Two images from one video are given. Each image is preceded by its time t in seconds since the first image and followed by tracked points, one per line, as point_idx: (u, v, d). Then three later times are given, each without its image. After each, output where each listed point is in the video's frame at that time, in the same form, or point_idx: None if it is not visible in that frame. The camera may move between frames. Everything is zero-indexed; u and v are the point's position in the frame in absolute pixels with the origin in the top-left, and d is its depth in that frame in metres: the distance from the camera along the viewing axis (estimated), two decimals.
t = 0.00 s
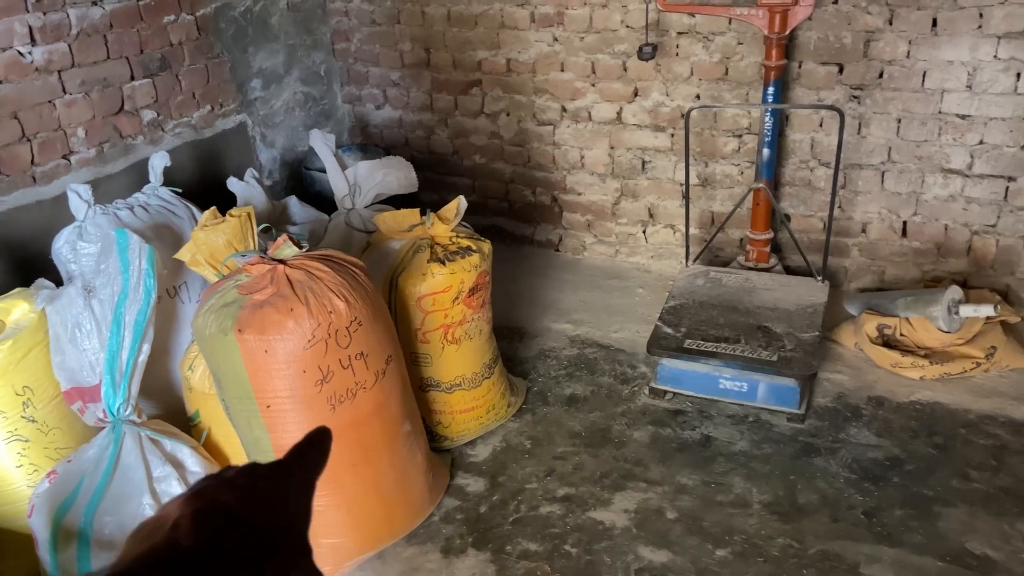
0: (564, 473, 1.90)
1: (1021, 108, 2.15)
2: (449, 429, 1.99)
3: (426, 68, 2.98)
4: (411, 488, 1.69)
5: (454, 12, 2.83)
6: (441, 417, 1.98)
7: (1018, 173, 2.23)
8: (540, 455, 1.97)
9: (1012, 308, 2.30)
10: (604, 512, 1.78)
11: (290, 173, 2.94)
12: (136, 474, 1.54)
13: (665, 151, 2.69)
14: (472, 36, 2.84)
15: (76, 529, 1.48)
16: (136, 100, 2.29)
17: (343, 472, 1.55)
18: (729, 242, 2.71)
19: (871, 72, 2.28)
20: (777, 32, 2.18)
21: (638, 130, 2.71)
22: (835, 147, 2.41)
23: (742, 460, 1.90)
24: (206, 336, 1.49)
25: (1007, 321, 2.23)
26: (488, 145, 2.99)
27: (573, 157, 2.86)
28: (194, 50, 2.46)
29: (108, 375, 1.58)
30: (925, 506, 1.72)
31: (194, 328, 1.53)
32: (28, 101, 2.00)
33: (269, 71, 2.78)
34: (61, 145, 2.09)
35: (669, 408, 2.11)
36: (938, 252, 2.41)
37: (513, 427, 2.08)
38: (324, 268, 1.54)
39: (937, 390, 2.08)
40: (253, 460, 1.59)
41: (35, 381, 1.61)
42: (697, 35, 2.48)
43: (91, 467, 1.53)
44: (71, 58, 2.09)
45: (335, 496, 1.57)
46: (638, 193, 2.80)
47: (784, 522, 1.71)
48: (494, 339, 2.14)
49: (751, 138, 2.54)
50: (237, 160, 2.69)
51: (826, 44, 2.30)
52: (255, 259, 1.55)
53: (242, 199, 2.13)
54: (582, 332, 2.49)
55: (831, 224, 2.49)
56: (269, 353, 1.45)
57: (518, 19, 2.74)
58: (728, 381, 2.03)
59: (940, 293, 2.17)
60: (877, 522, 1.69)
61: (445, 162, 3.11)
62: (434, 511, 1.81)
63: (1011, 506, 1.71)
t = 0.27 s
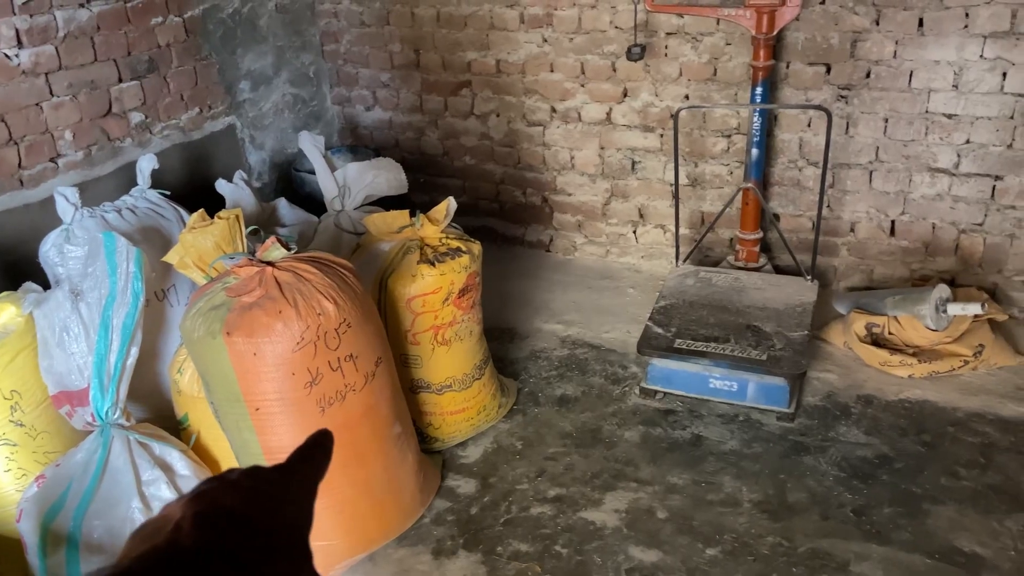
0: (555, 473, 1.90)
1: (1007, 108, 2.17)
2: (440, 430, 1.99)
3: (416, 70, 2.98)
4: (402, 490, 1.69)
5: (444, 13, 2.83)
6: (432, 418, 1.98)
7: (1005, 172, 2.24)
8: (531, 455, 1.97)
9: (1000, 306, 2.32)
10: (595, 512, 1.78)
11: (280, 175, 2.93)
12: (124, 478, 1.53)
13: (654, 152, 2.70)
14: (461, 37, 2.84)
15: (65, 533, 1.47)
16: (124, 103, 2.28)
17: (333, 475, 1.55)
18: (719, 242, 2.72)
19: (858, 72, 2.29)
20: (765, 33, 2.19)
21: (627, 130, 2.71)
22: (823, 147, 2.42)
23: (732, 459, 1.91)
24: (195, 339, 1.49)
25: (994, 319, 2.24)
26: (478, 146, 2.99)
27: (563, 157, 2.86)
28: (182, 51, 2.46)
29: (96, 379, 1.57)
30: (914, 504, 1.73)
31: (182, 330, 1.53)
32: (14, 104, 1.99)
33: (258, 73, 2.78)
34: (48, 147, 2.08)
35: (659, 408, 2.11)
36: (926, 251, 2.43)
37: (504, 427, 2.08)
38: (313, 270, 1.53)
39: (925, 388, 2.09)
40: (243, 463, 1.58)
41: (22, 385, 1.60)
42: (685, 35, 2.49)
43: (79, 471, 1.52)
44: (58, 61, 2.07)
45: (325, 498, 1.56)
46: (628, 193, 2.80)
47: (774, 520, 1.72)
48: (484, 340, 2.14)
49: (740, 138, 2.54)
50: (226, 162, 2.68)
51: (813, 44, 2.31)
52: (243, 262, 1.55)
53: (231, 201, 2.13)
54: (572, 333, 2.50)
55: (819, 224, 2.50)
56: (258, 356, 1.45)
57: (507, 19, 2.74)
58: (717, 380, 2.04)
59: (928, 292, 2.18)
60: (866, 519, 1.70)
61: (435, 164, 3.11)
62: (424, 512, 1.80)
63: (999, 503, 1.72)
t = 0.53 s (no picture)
0: (547, 473, 1.90)
1: (998, 108, 2.18)
2: (433, 430, 1.99)
3: (409, 69, 2.97)
4: (394, 490, 1.69)
5: (436, 12, 2.83)
6: (424, 419, 1.98)
7: (995, 172, 2.25)
8: (523, 456, 1.97)
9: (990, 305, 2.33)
10: (587, 512, 1.78)
11: (272, 175, 2.92)
12: (115, 479, 1.53)
13: (647, 152, 2.70)
14: (454, 37, 2.84)
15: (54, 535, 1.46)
16: (115, 103, 2.27)
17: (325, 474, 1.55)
18: (711, 242, 2.73)
19: (850, 72, 2.30)
20: (757, 33, 2.19)
21: (620, 130, 2.71)
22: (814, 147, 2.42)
23: (724, 458, 1.91)
24: (185, 339, 1.48)
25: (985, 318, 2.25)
26: (471, 146, 2.99)
27: (556, 157, 2.86)
28: (173, 51, 2.45)
29: (85, 380, 1.57)
30: (905, 503, 1.74)
31: (172, 331, 1.52)
32: (4, 104, 1.98)
33: (250, 73, 2.77)
34: (38, 147, 2.07)
35: (652, 408, 2.11)
36: (917, 250, 2.44)
37: (496, 428, 2.08)
38: (304, 270, 1.53)
39: (917, 387, 2.10)
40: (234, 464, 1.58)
41: (12, 386, 1.60)
42: (678, 36, 2.49)
43: (69, 473, 1.51)
44: (48, 61, 2.06)
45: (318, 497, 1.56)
46: (621, 193, 2.81)
47: (765, 520, 1.72)
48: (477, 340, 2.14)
49: (732, 138, 2.55)
50: (217, 162, 2.68)
51: (805, 44, 2.32)
52: (233, 262, 1.54)
53: (223, 201, 2.12)
54: (565, 333, 2.50)
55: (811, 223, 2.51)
56: (248, 356, 1.44)
57: (500, 19, 2.74)
58: (710, 380, 2.04)
59: (919, 291, 2.19)
60: (857, 519, 1.71)
61: (428, 164, 3.11)
62: (417, 513, 1.80)
63: (990, 502, 1.73)
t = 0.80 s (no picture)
0: (546, 473, 1.90)
1: (1000, 111, 2.17)
2: (432, 429, 1.99)
3: (411, 68, 2.97)
4: (393, 486, 1.70)
5: (439, 11, 2.83)
6: (424, 417, 1.98)
7: (997, 175, 2.25)
8: (522, 455, 1.97)
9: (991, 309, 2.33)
10: (585, 512, 1.78)
11: (274, 172, 2.92)
12: (114, 475, 1.52)
13: (649, 152, 2.70)
14: (457, 36, 2.84)
15: (53, 529, 1.48)
16: (117, 99, 2.27)
17: (325, 470, 1.56)
18: (712, 243, 2.73)
19: (852, 74, 2.30)
20: (759, 34, 2.19)
21: (622, 131, 2.71)
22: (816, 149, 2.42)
23: (723, 459, 1.91)
24: (185, 336, 1.48)
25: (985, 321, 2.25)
26: (473, 145, 2.99)
27: (557, 157, 2.86)
28: (176, 48, 2.45)
29: (85, 375, 1.56)
30: (903, 505, 1.74)
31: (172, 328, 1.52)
32: (6, 99, 1.98)
33: (253, 70, 2.77)
34: (41, 143, 2.08)
35: (651, 408, 2.11)
36: (918, 253, 2.43)
37: (496, 426, 2.08)
38: (304, 267, 1.53)
39: (916, 390, 2.10)
40: (233, 461, 1.58)
41: (12, 382, 1.60)
42: (680, 36, 2.49)
43: (68, 467, 1.51)
44: (51, 56, 2.07)
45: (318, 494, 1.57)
46: (622, 193, 2.81)
47: (763, 521, 1.72)
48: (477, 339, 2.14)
49: (734, 139, 2.55)
50: (219, 159, 2.68)
51: (807, 46, 2.32)
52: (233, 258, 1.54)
53: (224, 198, 2.12)
54: (565, 332, 2.50)
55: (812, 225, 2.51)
56: (248, 354, 1.45)
57: (503, 18, 2.74)
58: (709, 381, 2.04)
59: (919, 294, 2.19)
60: (855, 520, 1.71)
61: (430, 162, 3.11)
62: (415, 511, 1.80)
63: (988, 505, 1.73)
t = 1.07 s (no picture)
0: (558, 470, 1.90)
1: None
2: (444, 423, 1.99)
3: (431, 62, 2.97)
4: (405, 481, 1.69)
5: (460, 5, 2.83)
6: (437, 411, 1.98)
7: (1021, 180, 2.22)
8: (534, 451, 1.97)
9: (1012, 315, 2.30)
10: (597, 510, 1.78)
11: (292, 164, 2.93)
12: (130, 462, 1.53)
13: (668, 151, 2.69)
14: (477, 30, 2.83)
15: (68, 514, 1.49)
16: (139, 88, 2.29)
17: (337, 463, 1.56)
18: (730, 243, 2.71)
19: (875, 75, 2.27)
20: (782, 34, 2.17)
21: (641, 128, 2.70)
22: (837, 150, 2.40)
23: (736, 461, 1.90)
24: (201, 325, 1.49)
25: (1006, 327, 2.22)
26: (491, 140, 2.99)
27: (575, 154, 2.85)
28: (197, 38, 2.46)
29: (102, 362, 1.57)
30: (917, 511, 1.72)
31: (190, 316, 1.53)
32: (30, 86, 2.00)
33: (273, 61, 2.78)
34: (63, 130, 2.09)
35: (665, 408, 2.10)
36: (939, 257, 2.41)
37: (508, 422, 2.08)
38: (321, 258, 1.54)
39: (933, 395, 2.08)
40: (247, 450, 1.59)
41: (30, 366, 1.62)
42: (702, 34, 2.47)
43: (84, 453, 1.53)
44: (74, 44, 2.08)
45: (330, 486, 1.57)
46: (640, 191, 2.79)
47: (776, 523, 1.71)
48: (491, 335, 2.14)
49: (754, 139, 2.53)
50: (238, 149, 2.69)
51: (831, 46, 2.29)
52: (251, 249, 1.55)
53: (242, 189, 2.13)
54: (580, 330, 2.49)
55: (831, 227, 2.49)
56: (264, 344, 1.45)
57: (523, 14, 2.73)
58: (724, 382, 2.02)
59: (938, 298, 2.17)
60: (869, 525, 1.69)
61: (447, 157, 3.11)
62: (426, 505, 1.80)
63: (1004, 513, 1.71)
